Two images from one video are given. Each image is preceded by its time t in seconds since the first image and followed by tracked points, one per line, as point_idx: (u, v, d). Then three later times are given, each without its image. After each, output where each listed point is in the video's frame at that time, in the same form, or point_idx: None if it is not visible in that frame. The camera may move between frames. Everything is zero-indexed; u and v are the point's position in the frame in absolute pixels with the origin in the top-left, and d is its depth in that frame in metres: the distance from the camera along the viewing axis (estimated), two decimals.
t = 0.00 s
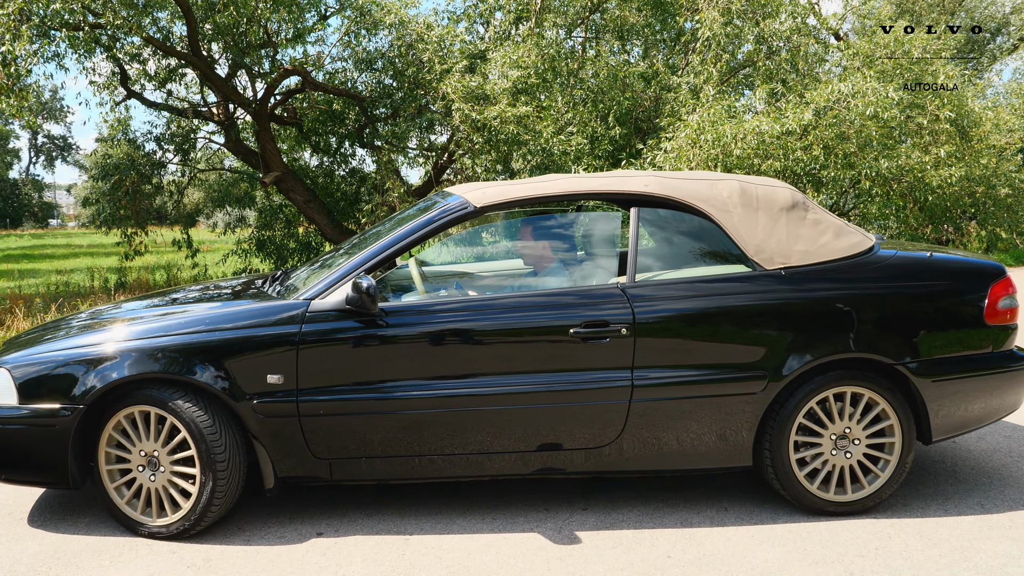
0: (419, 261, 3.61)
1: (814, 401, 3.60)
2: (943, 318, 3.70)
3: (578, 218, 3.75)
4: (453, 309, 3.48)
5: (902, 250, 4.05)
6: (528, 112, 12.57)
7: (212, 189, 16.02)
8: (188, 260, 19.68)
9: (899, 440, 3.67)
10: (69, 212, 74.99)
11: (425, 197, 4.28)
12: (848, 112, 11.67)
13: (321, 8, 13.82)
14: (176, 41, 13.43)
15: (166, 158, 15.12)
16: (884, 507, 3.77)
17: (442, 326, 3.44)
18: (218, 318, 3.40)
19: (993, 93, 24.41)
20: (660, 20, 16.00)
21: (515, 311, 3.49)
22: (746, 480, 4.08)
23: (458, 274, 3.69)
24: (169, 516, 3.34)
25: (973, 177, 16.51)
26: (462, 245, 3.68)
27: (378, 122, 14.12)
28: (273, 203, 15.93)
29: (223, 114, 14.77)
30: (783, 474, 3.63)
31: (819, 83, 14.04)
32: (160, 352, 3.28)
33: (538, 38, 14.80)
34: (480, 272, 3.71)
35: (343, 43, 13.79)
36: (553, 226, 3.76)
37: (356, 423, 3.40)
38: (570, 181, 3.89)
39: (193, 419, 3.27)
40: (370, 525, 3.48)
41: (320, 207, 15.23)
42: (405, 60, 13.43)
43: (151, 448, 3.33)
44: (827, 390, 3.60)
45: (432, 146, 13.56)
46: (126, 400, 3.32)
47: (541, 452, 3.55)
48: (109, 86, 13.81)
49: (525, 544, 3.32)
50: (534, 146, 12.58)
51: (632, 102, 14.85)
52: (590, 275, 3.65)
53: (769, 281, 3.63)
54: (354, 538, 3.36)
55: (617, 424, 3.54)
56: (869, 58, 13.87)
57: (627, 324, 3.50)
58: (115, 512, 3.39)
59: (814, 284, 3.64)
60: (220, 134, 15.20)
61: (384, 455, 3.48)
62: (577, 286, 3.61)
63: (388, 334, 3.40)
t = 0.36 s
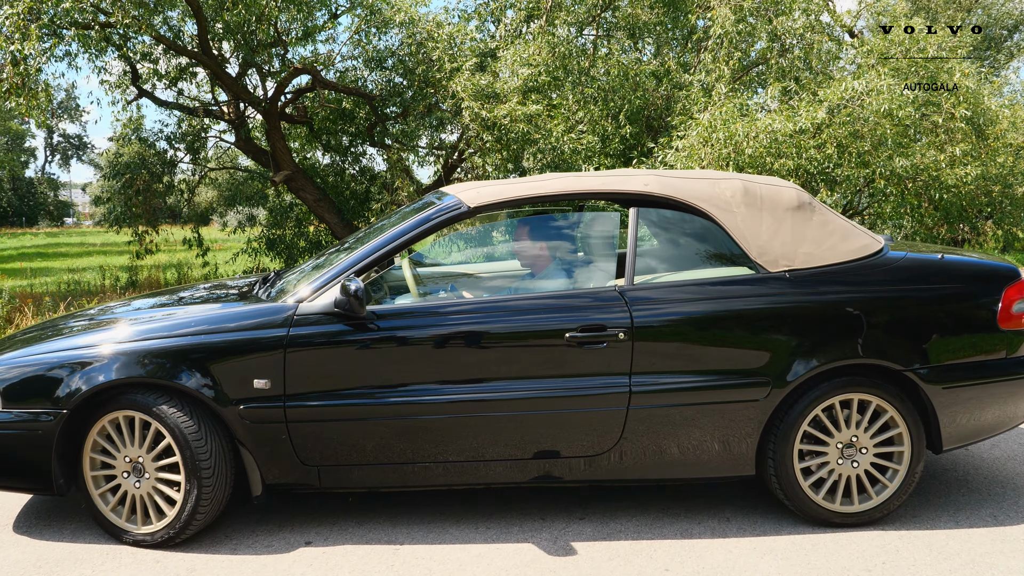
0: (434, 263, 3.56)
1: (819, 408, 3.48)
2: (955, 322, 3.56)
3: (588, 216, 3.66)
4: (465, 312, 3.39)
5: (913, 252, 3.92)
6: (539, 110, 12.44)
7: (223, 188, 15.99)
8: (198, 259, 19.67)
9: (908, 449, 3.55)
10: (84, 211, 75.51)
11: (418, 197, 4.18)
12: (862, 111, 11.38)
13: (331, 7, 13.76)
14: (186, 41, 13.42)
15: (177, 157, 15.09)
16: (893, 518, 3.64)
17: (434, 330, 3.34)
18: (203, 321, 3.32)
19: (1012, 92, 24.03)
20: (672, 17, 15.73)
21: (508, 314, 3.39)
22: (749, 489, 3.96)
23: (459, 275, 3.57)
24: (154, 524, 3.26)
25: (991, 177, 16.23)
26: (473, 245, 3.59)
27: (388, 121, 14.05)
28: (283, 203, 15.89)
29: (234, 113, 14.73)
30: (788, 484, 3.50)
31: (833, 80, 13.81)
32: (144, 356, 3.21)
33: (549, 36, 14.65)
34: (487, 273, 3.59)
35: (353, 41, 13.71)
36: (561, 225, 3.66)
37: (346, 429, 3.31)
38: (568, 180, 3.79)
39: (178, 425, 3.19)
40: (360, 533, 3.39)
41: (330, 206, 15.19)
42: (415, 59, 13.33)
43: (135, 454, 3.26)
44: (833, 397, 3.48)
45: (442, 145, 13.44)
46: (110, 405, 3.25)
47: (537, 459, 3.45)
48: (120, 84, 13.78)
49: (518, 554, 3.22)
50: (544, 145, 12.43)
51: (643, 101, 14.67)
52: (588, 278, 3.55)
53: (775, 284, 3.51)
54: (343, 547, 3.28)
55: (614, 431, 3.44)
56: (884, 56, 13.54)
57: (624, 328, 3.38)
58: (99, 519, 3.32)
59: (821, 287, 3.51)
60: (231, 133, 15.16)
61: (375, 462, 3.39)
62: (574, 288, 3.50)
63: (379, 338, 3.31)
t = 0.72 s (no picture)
0: (443, 263, 3.47)
1: (823, 415, 3.36)
2: (966, 325, 3.42)
3: (598, 216, 3.55)
4: (457, 313, 3.30)
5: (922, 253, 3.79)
6: (549, 110, 12.30)
7: (234, 188, 15.96)
8: (209, 259, 19.67)
9: (916, 458, 3.42)
10: (99, 212, 76.07)
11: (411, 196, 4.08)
12: (876, 109, 11.16)
13: (342, 7, 13.69)
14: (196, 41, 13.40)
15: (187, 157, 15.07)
16: (901, 529, 3.51)
17: (425, 332, 3.25)
18: (187, 322, 3.25)
19: None
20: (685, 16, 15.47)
21: (500, 317, 3.29)
22: (752, 497, 3.84)
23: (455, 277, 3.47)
24: (138, 531, 3.20)
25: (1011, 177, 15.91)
26: (482, 244, 3.50)
27: (399, 121, 13.96)
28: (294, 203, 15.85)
29: (244, 114, 14.70)
30: (791, 494, 3.38)
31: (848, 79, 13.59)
32: (127, 357, 3.14)
33: (559, 35, 14.52)
34: (487, 274, 3.49)
35: (363, 41, 13.63)
36: (568, 225, 3.56)
37: (336, 434, 3.23)
38: (566, 179, 3.69)
39: (161, 429, 3.12)
40: (349, 541, 3.31)
41: (340, 207, 15.13)
42: (425, 59, 13.23)
43: (119, 459, 3.20)
44: (838, 403, 3.36)
45: (452, 145, 13.33)
46: (93, 408, 3.18)
47: (531, 466, 3.35)
48: (131, 85, 13.75)
49: (511, 564, 3.12)
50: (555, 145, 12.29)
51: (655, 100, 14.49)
52: (587, 279, 3.44)
53: (780, 285, 3.39)
54: (330, 556, 3.19)
55: (611, 438, 3.33)
56: (899, 54, 13.19)
57: (620, 332, 3.28)
58: (83, 524, 3.26)
59: (826, 289, 3.39)
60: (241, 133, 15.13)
61: (365, 468, 3.30)
62: (572, 290, 3.40)
63: (368, 341, 3.22)
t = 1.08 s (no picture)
0: (449, 263, 3.41)
1: (830, 421, 3.25)
2: (980, 328, 3.30)
3: (604, 215, 3.45)
4: (452, 315, 3.21)
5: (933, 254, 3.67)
6: (558, 110, 12.19)
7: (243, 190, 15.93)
8: (218, 260, 19.66)
9: (926, 466, 3.30)
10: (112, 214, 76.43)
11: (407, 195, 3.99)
12: (888, 108, 10.97)
13: (351, 8, 13.64)
14: (205, 43, 13.39)
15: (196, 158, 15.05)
16: (910, 539, 3.40)
17: (418, 335, 3.16)
18: (175, 324, 3.18)
19: None
20: (695, 16, 15.28)
21: (496, 319, 3.19)
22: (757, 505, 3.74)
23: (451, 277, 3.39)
24: (125, 536, 3.13)
25: None
26: (490, 245, 3.44)
27: (408, 122, 13.91)
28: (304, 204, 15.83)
29: (254, 115, 14.67)
30: (796, 503, 3.28)
31: (860, 78, 13.43)
32: (113, 360, 3.07)
33: (568, 35, 14.40)
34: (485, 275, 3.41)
35: (372, 42, 13.57)
36: (572, 224, 3.46)
37: (326, 438, 3.15)
38: (565, 176, 3.60)
39: (148, 433, 3.05)
40: (340, 548, 3.23)
41: (348, 208, 15.10)
42: (434, 59, 13.15)
43: (105, 463, 3.13)
44: (845, 409, 3.24)
45: (461, 146, 13.25)
46: (80, 411, 3.11)
47: (529, 472, 3.26)
48: (141, 86, 13.73)
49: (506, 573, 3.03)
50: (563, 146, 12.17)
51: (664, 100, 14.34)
52: (587, 280, 3.35)
53: (786, 287, 3.28)
54: (320, 563, 3.11)
55: (610, 444, 3.23)
56: (912, 54, 13.01)
57: (620, 335, 3.18)
58: (69, 529, 3.19)
59: (834, 291, 3.28)
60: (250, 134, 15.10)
61: (357, 474, 3.22)
62: (572, 291, 3.31)
63: (360, 344, 3.14)
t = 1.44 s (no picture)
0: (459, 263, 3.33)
1: (845, 429, 3.12)
2: (1002, 333, 3.17)
3: (617, 215, 3.33)
4: (452, 317, 3.11)
5: (952, 255, 3.53)
6: (571, 109, 12.07)
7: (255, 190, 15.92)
8: (232, 259, 19.69)
9: (946, 477, 3.17)
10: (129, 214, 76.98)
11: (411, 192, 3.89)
12: (905, 107, 10.78)
13: (363, 7, 13.59)
14: (217, 43, 13.39)
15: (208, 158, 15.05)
16: (928, 553, 3.26)
17: (417, 338, 3.06)
18: (170, 327, 3.10)
19: None
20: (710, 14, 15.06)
21: (496, 321, 3.10)
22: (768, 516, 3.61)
23: (452, 279, 3.32)
24: (116, 544, 3.05)
25: None
26: (503, 246, 3.33)
27: (420, 122, 13.84)
28: (316, 204, 15.79)
29: (267, 115, 14.67)
30: (809, 514, 3.15)
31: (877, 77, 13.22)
32: (105, 363, 3.00)
33: (582, 34, 14.28)
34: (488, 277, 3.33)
35: (384, 42, 13.52)
36: (583, 224, 3.35)
37: (323, 444, 3.06)
38: (570, 175, 3.50)
39: (139, 438, 2.97)
40: (337, 557, 3.14)
41: (360, 207, 15.04)
42: (446, 58, 13.08)
43: (97, 468, 3.06)
44: (861, 418, 3.12)
45: (473, 145, 13.15)
46: (71, 414, 3.04)
47: (531, 480, 3.15)
48: (154, 86, 13.73)
49: None
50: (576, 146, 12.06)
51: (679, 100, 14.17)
52: (593, 281, 3.25)
53: (799, 289, 3.16)
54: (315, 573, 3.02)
55: (615, 452, 3.12)
56: (931, 52, 12.80)
57: (625, 339, 3.06)
58: (60, 536, 3.12)
59: (850, 294, 3.15)
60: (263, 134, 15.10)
61: (354, 481, 3.13)
62: (576, 293, 3.22)
63: (357, 347, 3.05)
